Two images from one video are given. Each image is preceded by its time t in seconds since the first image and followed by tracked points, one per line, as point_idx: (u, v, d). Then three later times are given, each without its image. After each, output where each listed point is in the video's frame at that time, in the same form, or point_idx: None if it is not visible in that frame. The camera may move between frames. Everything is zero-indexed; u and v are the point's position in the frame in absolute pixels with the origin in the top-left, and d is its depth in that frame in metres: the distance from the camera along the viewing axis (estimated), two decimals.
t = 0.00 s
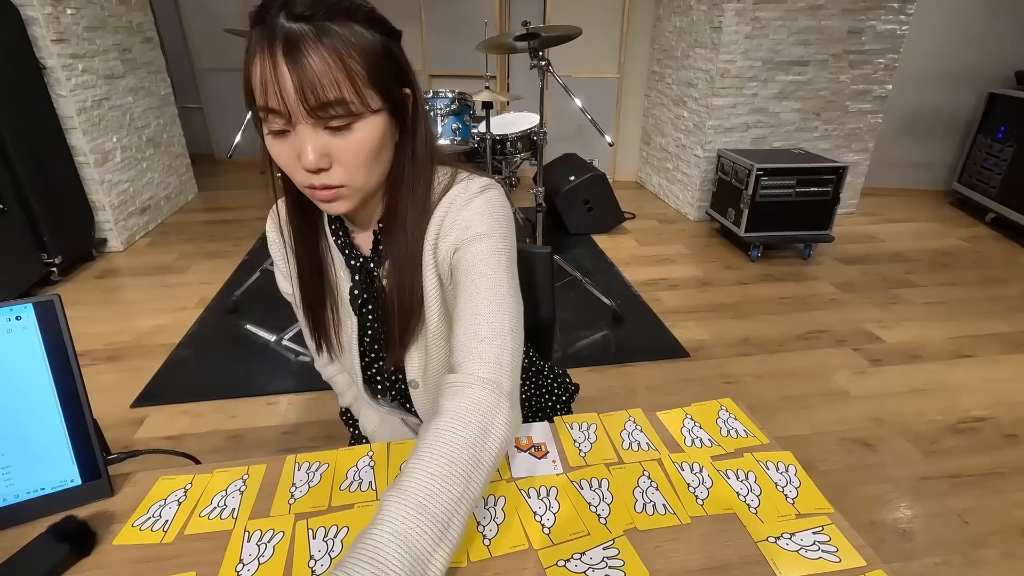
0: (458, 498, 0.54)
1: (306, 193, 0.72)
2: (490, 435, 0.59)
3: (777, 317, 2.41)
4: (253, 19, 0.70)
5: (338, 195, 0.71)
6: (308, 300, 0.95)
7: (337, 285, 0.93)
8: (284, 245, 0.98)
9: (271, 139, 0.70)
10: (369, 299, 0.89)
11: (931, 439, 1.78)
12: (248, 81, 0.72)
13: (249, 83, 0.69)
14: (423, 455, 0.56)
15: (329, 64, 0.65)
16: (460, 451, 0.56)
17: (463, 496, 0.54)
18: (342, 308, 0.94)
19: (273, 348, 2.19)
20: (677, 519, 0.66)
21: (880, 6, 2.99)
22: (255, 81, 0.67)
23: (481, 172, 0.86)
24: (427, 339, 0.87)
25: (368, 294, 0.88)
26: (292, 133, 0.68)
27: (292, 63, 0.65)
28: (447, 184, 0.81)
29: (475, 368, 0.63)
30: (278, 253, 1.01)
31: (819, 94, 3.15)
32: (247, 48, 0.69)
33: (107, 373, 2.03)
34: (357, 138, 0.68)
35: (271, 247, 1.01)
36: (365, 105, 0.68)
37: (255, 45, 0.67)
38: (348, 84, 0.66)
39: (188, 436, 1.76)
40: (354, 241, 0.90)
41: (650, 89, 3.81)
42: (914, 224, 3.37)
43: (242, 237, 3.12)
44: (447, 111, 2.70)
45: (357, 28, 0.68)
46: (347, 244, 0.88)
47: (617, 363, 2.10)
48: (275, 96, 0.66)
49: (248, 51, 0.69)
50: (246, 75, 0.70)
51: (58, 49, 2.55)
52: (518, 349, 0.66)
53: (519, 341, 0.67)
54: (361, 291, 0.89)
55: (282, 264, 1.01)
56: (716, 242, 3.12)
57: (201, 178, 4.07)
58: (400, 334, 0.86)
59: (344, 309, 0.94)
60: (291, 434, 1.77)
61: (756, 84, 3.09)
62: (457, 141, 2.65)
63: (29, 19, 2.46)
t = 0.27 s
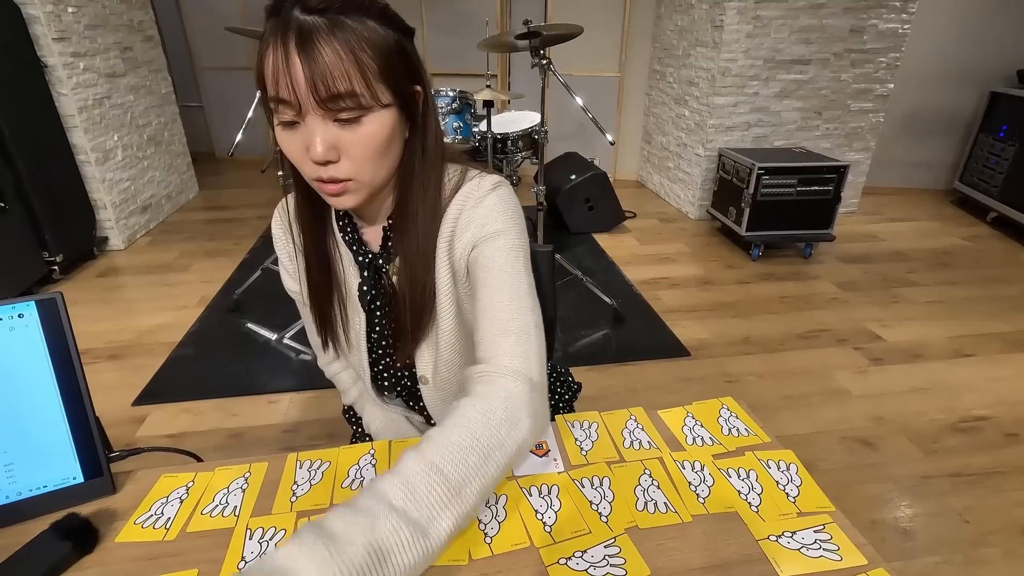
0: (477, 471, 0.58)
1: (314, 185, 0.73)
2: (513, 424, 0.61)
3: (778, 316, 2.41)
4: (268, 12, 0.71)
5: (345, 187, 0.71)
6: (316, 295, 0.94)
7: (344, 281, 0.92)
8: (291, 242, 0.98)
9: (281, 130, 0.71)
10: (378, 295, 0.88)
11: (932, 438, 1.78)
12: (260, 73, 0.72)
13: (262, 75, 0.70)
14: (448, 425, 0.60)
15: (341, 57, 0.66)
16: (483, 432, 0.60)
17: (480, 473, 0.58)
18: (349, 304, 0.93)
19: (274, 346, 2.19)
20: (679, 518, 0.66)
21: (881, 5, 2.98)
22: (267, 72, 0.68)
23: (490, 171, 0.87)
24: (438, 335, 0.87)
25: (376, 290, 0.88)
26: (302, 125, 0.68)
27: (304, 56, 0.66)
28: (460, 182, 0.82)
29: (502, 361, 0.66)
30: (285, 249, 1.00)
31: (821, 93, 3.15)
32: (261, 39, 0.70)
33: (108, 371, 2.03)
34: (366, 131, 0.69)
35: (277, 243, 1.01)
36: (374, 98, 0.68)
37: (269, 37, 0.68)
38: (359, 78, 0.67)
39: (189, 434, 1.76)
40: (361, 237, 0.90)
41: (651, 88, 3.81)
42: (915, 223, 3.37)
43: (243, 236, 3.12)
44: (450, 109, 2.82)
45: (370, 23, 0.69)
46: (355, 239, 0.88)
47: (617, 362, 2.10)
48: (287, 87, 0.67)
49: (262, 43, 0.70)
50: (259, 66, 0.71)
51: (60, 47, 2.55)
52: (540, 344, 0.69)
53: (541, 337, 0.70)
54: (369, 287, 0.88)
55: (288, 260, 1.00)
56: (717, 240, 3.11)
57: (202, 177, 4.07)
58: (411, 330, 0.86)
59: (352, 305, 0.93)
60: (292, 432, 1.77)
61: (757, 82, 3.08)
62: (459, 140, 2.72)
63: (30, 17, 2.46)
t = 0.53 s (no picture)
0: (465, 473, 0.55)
1: (319, 179, 0.73)
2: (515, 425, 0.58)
3: (778, 315, 2.41)
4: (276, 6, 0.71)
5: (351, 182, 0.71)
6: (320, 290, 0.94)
7: (348, 275, 0.92)
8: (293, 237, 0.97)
9: (288, 123, 0.71)
10: (382, 289, 0.89)
11: (933, 437, 1.78)
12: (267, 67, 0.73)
13: (269, 68, 0.70)
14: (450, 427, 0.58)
15: (349, 52, 0.66)
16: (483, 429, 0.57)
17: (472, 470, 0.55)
18: (352, 299, 0.93)
19: (274, 345, 2.19)
20: (680, 516, 0.66)
21: (883, 4, 2.98)
22: (275, 66, 0.68)
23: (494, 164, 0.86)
24: (442, 330, 0.87)
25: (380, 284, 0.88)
26: (309, 119, 0.69)
27: (313, 50, 0.66)
28: (461, 176, 0.81)
29: (512, 359, 0.62)
30: (287, 245, 0.99)
31: (821, 92, 3.14)
32: (270, 33, 0.70)
33: (108, 370, 2.03)
34: (372, 126, 0.69)
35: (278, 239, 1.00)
36: (381, 94, 0.69)
37: (277, 31, 0.68)
38: (367, 74, 0.67)
39: (189, 433, 1.76)
40: (366, 231, 0.90)
41: (652, 86, 3.81)
42: (916, 222, 3.36)
43: (243, 235, 3.12)
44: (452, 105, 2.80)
45: (378, 18, 0.69)
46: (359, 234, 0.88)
47: (618, 360, 2.10)
48: (296, 81, 0.67)
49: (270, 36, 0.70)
50: (267, 60, 0.71)
51: (60, 46, 2.55)
52: (555, 338, 0.65)
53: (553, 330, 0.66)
54: (373, 280, 0.88)
55: (290, 256, 0.99)
56: (717, 239, 3.11)
57: (202, 176, 4.07)
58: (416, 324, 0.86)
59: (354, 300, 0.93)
60: (293, 431, 1.77)
61: (758, 81, 3.08)
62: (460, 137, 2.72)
63: (31, 16, 2.46)
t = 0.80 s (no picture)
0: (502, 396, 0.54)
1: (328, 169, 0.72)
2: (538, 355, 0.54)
3: (779, 315, 2.41)
4: None
5: (361, 171, 0.71)
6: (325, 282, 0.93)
7: (353, 267, 0.92)
8: (298, 229, 0.95)
9: (298, 112, 0.71)
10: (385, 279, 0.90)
11: (933, 437, 1.78)
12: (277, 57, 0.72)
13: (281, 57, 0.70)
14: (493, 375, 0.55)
15: (362, 42, 0.66)
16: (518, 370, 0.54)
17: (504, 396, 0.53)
18: (357, 291, 0.92)
19: (275, 345, 2.19)
20: (681, 515, 0.66)
21: (883, 3, 2.97)
22: (287, 54, 0.68)
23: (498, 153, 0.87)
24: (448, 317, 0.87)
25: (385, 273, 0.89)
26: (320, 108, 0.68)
27: (326, 39, 0.66)
28: (467, 162, 0.82)
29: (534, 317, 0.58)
30: (290, 239, 0.97)
31: (822, 91, 3.14)
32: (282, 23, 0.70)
33: (108, 369, 2.03)
34: (384, 116, 0.69)
35: (282, 231, 0.97)
36: (392, 84, 0.69)
37: (290, 20, 0.68)
38: (380, 64, 0.67)
39: (190, 432, 1.76)
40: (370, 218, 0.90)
41: (653, 86, 3.80)
42: (916, 221, 3.36)
43: (243, 234, 3.12)
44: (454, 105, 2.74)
45: (389, 11, 0.69)
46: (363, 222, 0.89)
47: (618, 360, 2.10)
48: (309, 69, 0.66)
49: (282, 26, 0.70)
50: (277, 50, 0.71)
51: (60, 45, 2.55)
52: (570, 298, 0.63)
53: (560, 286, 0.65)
54: (378, 269, 0.89)
55: (293, 249, 0.97)
56: (718, 239, 3.11)
57: (202, 176, 4.07)
58: (421, 310, 0.86)
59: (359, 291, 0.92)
60: (293, 430, 1.77)
61: (758, 80, 3.08)
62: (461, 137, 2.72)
63: (30, 15, 2.46)
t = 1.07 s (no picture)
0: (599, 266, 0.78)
1: (348, 168, 0.77)
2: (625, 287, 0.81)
3: (778, 315, 2.41)
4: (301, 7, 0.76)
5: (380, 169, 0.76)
6: (331, 284, 0.92)
7: (362, 265, 0.92)
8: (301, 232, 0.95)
9: (316, 115, 0.75)
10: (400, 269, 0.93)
11: (931, 437, 1.78)
12: (292, 62, 0.76)
13: (299, 63, 0.74)
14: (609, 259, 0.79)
15: (384, 48, 0.73)
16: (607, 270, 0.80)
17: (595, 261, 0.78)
18: (367, 289, 0.93)
19: (274, 346, 2.19)
20: (679, 516, 0.66)
21: (881, 4, 2.98)
22: (309, 60, 0.73)
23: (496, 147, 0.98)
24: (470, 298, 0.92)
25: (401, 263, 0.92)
26: (343, 110, 0.73)
27: (351, 45, 0.71)
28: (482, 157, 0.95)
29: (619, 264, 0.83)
30: (293, 243, 0.97)
31: (820, 93, 3.15)
32: (298, 32, 0.74)
33: (107, 371, 2.03)
34: (403, 115, 0.75)
35: (282, 235, 0.97)
36: (410, 86, 0.75)
37: (310, 27, 0.73)
38: (400, 68, 0.74)
39: (189, 434, 1.76)
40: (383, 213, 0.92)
41: (651, 87, 3.81)
42: (915, 222, 3.37)
43: (242, 235, 3.12)
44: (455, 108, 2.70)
45: (401, 17, 0.75)
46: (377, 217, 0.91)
47: (617, 361, 2.10)
48: (334, 73, 0.71)
49: (298, 33, 0.74)
50: (294, 56, 0.75)
51: (59, 47, 2.55)
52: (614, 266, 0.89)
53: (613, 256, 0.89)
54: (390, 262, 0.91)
55: (295, 252, 0.97)
56: (717, 240, 3.11)
57: (201, 177, 4.07)
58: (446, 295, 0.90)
59: (368, 288, 0.93)
60: (292, 431, 1.77)
61: (757, 82, 3.08)
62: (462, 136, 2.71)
63: (29, 16, 2.46)
